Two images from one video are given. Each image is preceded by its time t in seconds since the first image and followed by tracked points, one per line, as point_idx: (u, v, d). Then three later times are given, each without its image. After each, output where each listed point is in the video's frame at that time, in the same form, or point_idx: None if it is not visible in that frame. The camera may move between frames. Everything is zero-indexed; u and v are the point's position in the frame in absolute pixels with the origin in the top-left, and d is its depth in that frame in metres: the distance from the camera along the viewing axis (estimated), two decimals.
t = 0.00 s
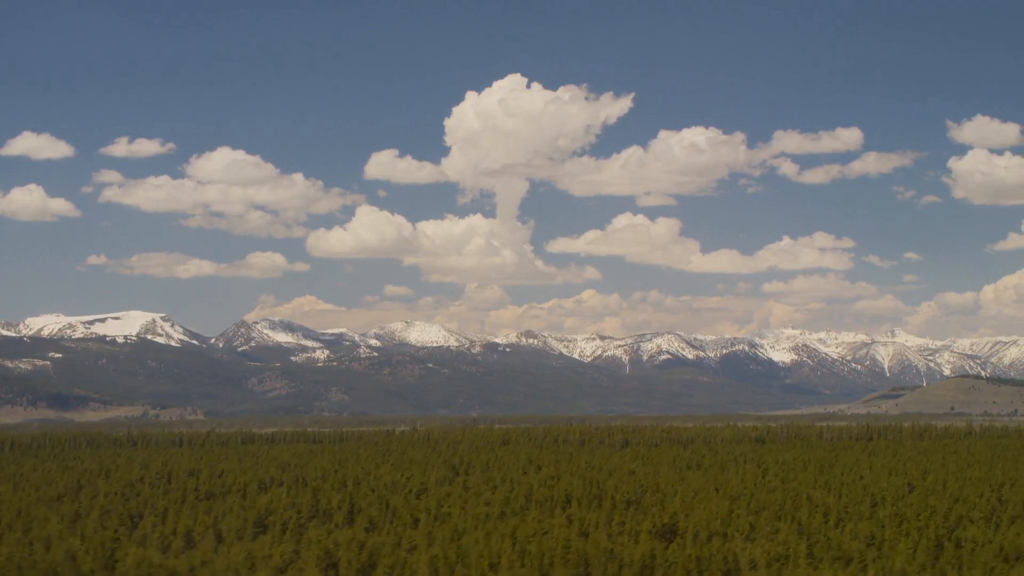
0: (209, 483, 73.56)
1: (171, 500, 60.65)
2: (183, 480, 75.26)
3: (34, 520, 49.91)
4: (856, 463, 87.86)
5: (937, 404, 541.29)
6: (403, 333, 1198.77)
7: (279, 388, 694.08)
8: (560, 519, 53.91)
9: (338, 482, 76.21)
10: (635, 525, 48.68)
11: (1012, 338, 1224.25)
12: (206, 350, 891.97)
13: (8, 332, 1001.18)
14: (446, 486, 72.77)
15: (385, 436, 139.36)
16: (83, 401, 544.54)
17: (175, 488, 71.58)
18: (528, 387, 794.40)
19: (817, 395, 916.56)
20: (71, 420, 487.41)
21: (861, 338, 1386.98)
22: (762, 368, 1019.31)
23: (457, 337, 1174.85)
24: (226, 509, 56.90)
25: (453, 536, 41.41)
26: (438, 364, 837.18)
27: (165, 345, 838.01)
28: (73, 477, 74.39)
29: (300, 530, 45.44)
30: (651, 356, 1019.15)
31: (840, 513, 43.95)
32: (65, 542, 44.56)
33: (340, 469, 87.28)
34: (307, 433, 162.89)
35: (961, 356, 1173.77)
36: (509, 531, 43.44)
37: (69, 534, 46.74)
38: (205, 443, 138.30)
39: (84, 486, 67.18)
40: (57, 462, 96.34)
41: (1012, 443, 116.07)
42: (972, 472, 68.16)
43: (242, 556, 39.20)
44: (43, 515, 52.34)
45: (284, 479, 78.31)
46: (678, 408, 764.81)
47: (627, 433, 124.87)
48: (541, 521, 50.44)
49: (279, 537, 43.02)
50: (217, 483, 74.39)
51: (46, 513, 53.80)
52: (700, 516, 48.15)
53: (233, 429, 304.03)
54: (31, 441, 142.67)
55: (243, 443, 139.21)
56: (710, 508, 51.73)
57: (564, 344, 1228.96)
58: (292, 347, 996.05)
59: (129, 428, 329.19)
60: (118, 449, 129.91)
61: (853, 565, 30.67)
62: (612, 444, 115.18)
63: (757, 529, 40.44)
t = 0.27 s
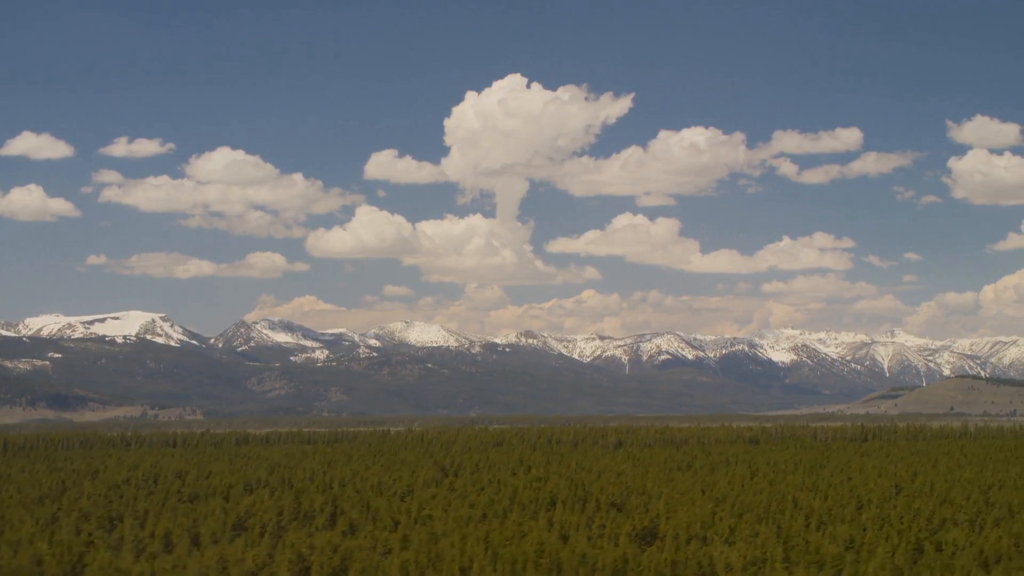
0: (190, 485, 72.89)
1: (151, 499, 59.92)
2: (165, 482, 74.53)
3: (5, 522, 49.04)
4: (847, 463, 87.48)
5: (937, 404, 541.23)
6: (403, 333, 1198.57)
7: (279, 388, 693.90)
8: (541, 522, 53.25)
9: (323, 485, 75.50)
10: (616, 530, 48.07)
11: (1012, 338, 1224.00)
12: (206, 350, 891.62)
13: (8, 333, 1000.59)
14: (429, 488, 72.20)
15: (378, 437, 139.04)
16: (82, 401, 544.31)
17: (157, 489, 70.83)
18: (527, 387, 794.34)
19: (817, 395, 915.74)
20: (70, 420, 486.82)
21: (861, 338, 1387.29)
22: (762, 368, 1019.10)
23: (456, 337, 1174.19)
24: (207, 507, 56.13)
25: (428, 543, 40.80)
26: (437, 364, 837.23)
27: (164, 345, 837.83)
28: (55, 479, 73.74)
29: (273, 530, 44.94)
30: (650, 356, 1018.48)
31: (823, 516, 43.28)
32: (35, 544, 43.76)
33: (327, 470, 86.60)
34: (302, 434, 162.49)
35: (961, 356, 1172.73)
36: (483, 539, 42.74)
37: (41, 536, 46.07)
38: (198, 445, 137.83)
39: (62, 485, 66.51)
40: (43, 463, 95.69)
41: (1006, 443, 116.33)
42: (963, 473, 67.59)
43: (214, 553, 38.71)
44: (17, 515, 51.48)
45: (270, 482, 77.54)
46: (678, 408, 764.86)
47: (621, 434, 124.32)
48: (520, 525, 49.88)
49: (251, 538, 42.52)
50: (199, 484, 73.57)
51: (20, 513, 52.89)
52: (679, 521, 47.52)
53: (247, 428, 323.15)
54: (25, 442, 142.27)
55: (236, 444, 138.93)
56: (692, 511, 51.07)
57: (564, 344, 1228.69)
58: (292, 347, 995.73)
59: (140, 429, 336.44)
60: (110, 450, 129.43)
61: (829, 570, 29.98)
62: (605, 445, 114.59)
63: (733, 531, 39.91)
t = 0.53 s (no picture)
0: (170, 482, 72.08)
1: (129, 493, 59.31)
2: (145, 480, 73.87)
3: None
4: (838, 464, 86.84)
5: (936, 404, 541.21)
6: (402, 333, 1198.28)
7: (278, 388, 693.62)
8: (518, 519, 52.29)
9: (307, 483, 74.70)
10: (594, 529, 47.26)
11: (1012, 338, 1224.07)
12: (205, 350, 891.01)
13: (7, 333, 1000.55)
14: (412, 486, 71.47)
15: (369, 438, 138.39)
16: (80, 402, 543.85)
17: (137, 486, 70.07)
18: (527, 387, 794.23)
19: (817, 395, 915.37)
20: (68, 420, 486.67)
21: (861, 338, 1387.45)
22: (761, 368, 1018.77)
23: (456, 337, 1173.94)
24: (183, 500, 55.26)
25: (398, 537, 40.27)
26: (437, 364, 836.96)
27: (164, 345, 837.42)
28: (34, 478, 72.95)
29: (244, 521, 44.40)
30: (650, 357, 1018.02)
31: (801, 518, 42.00)
32: None
33: (312, 471, 85.83)
34: (296, 436, 161.87)
35: (960, 356, 1172.01)
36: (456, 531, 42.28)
37: None
38: (190, 446, 137.14)
39: (38, 485, 65.86)
40: (27, 464, 95.04)
41: (999, 444, 116.00)
42: (952, 475, 66.84)
43: (181, 544, 38.06)
44: None
45: (253, 483, 76.89)
46: (677, 408, 764.66)
47: (613, 436, 123.28)
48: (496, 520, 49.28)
49: (221, 531, 41.88)
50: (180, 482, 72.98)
51: None
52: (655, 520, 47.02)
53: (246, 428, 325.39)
54: (16, 443, 141.60)
55: (228, 445, 138.27)
56: (671, 512, 50.35)
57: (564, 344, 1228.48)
58: (291, 347, 995.52)
59: (144, 430, 339.88)
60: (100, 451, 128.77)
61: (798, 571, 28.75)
62: (596, 447, 113.49)
63: (707, 530, 39.29)
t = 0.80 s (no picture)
0: (154, 481, 71.99)
1: (112, 493, 59.15)
2: (132, 479, 73.70)
3: None
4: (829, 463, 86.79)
5: (934, 404, 541.33)
6: (402, 333, 1198.77)
7: (277, 388, 694.37)
8: (500, 513, 51.99)
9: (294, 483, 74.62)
10: (575, 527, 47.17)
11: (1012, 338, 1224.38)
12: (204, 351, 891.49)
13: (6, 334, 1000.49)
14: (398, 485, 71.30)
15: (363, 439, 138.12)
16: (79, 402, 544.46)
17: (124, 485, 69.98)
18: (526, 387, 794.74)
19: (817, 395, 914.97)
20: (67, 420, 486.59)
21: (860, 338, 1387.31)
22: (761, 369, 1018.64)
23: (455, 337, 1173.86)
24: (167, 499, 55.09)
25: (376, 534, 40.17)
26: (436, 364, 837.37)
27: (163, 345, 837.91)
28: (22, 479, 72.81)
29: (222, 522, 44.24)
30: (649, 357, 1017.43)
31: (783, 521, 42.06)
32: None
33: (302, 470, 85.69)
34: (291, 436, 161.83)
35: (960, 356, 1171.39)
36: (435, 531, 42.42)
37: None
38: (183, 446, 137.04)
39: (23, 486, 65.73)
40: (17, 465, 94.82)
41: (993, 444, 115.83)
42: (940, 476, 66.67)
43: (155, 547, 38.04)
44: None
45: (241, 478, 76.96)
46: (676, 409, 764.97)
47: (606, 436, 122.97)
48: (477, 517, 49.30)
49: (200, 534, 41.81)
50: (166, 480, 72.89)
51: None
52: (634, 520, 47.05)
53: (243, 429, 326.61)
54: (8, 443, 141.50)
55: (220, 446, 138.04)
56: (653, 510, 50.26)
57: (563, 344, 1228.13)
58: (291, 347, 995.26)
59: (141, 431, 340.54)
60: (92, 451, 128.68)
61: None
62: (590, 448, 113.33)
63: (685, 530, 39.23)
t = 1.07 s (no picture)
0: (138, 481, 71.63)
1: (94, 493, 58.72)
2: (117, 479, 73.26)
3: None
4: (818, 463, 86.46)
5: (933, 404, 541.19)
6: (401, 334, 1198.85)
7: (276, 388, 694.55)
8: (484, 510, 51.47)
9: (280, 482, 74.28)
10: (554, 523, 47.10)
11: (1011, 338, 1224.05)
12: (204, 351, 891.52)
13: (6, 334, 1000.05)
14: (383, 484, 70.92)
15: (357, 439, 138.19)
16: (78, 402, 544.32)
17: (107, 487, 69.43)
18: (526, 387, 794.88)
19: (817, 396, 914.30)
20: (66, 420, 486.21)
21: (860, 338, 1387.11)
22: (761, 369, 1018.63)
23: (455, 337, 1173.36)
24: (148, 502, 54.55)
25: (353, 535, 40.00)
26: (435, 364, 837.62)
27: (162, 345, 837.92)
28: (7, 481, 72.32)
29: (199, 525, 43.83)
30: (649, 357, 1016.77)
31: (763, 523, 41.89)
32: None
33: (290, 470, 85.38)
34: (286, 436, 161.75)
35: (960, 356, 1170.69)
36: (411, 529, 42.49)
37: None
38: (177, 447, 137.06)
39: (7, 487, 65.33)
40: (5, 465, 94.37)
41: (988, 445, 115.69)
42: (929, 477, 66.31)
43: (130, 549, 37.81)
44: None
45: (228, 478, 76.50)
46: (676, 409, 765.11)
47: (599, 437, 122.96)
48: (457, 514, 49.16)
49: (176, 537, 41.44)
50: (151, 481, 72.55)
51: None
52: (616, 517, 46.83)
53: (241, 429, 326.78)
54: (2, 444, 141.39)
55: (213, 446, 138.09)
56: (633, 509, 50.06)
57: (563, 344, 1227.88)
58: (290, 347, 994.51)
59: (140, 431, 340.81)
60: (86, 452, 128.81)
61: None
62: (583, 448, 113.24)
63: (662, 532, 39.11)
